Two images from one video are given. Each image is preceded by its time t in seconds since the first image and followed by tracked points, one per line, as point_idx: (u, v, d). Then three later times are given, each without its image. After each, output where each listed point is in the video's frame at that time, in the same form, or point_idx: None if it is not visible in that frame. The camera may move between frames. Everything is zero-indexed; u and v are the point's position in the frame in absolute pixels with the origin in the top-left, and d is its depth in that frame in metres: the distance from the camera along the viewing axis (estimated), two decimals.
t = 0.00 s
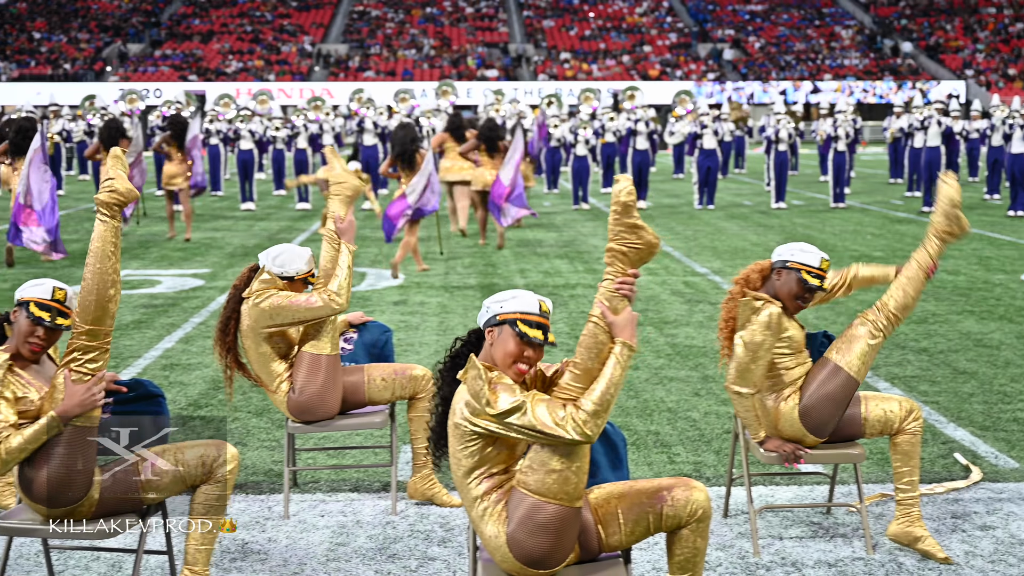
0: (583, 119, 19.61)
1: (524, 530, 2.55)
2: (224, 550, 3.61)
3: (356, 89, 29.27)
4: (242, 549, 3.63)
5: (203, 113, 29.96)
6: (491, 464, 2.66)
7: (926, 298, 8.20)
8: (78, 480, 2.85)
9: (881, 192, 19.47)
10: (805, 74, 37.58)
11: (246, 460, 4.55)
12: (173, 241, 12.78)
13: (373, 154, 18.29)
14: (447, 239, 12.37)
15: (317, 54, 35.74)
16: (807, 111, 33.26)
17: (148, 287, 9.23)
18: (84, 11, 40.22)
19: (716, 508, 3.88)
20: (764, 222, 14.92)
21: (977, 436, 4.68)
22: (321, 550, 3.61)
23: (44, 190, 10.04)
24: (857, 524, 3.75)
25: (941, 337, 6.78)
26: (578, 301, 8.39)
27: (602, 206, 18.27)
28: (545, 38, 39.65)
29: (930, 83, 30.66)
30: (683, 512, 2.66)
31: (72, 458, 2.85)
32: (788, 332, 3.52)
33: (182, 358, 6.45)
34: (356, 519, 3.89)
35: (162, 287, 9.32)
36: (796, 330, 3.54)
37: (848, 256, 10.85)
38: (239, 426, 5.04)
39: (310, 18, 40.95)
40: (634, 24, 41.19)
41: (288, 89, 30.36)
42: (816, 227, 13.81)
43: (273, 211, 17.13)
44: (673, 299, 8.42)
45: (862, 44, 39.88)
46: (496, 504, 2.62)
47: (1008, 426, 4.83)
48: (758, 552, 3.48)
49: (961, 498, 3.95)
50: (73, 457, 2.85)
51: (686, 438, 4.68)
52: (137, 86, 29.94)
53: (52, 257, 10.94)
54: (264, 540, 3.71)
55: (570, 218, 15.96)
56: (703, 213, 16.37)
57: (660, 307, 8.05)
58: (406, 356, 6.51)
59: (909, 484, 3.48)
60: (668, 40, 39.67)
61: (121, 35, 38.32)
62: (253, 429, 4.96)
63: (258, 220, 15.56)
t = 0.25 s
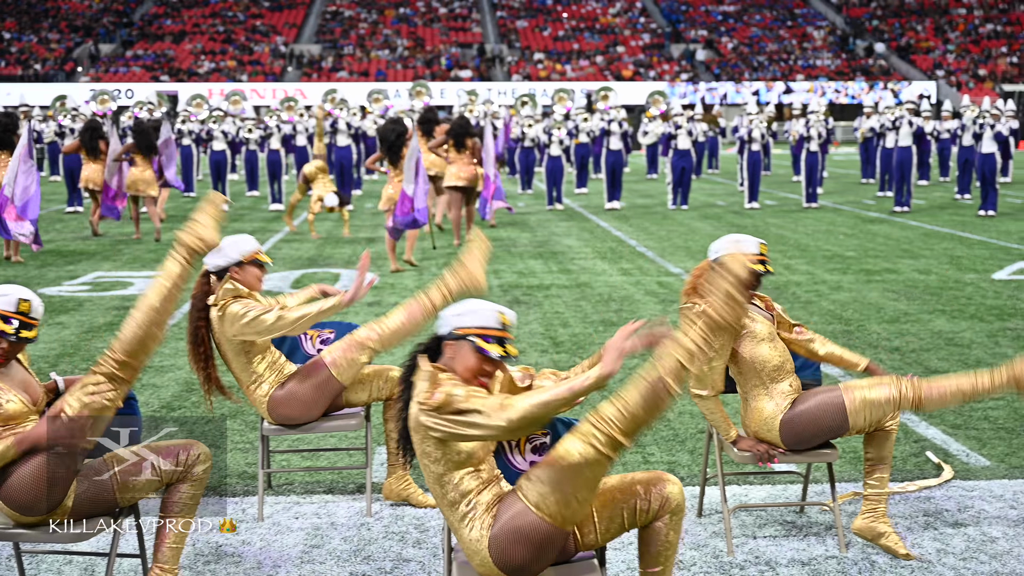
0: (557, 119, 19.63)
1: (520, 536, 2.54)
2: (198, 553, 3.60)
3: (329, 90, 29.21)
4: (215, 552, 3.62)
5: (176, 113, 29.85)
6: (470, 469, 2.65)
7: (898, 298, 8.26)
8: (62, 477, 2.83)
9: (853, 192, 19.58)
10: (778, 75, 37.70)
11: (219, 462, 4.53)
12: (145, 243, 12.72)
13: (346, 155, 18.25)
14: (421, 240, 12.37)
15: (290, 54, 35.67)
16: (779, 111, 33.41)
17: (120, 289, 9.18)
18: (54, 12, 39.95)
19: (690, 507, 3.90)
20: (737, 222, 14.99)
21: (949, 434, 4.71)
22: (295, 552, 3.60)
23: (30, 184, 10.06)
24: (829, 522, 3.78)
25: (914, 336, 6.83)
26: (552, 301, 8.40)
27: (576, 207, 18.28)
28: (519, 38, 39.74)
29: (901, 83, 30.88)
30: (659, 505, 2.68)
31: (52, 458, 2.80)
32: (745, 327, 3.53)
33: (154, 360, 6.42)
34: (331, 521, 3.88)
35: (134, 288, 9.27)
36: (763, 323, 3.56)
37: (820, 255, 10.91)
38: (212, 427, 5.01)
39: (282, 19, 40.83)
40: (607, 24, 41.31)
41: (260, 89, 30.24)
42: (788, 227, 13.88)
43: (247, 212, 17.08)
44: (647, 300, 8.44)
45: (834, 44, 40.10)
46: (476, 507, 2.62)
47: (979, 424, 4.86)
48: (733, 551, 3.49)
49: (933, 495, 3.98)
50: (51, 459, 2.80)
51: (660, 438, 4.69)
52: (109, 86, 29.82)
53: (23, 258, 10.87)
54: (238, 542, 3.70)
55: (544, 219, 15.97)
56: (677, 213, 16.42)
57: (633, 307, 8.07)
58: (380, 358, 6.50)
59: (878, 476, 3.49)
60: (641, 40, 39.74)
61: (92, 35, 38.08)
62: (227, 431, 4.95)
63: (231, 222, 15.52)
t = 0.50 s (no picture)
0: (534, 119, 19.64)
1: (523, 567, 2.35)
2: (177, 555, 3.59)
3: (305, 90, 29.15)
4: (193, 554, 3.61)
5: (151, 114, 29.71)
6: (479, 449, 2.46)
7: (875, 297, 8.30)
8: (62, 492, 2.68)
9: (829, 192, 19.66)
10: (754, 75, 37.83)
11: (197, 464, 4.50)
12: (121, 244, 12.64)
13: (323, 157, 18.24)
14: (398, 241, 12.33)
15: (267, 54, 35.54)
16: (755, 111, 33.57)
17: (96, 291, 9.13)
18: (28, 12, 39.76)
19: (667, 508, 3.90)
20: (714, 222, 15.04)
21: (926, 433, 4.74)
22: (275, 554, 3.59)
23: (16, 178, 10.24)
24: (806, 522, 3.80)
25: (890, 336, 6.86)
26: (530, 302, 8.40)
27: (554, 207, 18.28)
28: (496, 38, 39.78)
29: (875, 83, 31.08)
30: (648, 510, 2.68)
31: (48, 475, 2.69)
32: (745, 325, 3.45)
33: (131, 362, 6.40)
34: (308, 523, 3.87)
35: (110, 290, 9.22)
36: (766, 320, 3.49)
37: (797, 255, 10.96)
38: (189, 428, 4.98)
39: (258, 18, 40.79)
40: (584, 24, 41.42)
41: (236, 90, 30.17)
42: (765, 227, 13.92)
43: (223, 213, 17.02)
44: (625, 300, 8.45)
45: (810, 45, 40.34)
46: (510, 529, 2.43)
47: (956, 423, 4.90)
48: (711, 551, 3.50)
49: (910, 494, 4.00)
50: (39, 470, 2.69)
51: (638, 439, 4.69)
52: (84, 86, 29.70)
53: None
54: (216, 544, 3.69)
55: (521, 219, 15.97)
56: (655, 213, 16.44)
57: (611, 307, 8.09)
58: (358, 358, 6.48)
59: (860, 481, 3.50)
60: (618, 40, 39.84)
61: (66, 35, 37.90)
62: (204, 432, 4.92)
63: (208, 222, 15.44)
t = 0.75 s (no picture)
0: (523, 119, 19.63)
1: None
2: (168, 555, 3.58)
3: (295, 89, 29.11)
4: (184, 554, 3.60)
5: (140, 113, 29.62)
6: (488, 454, 2.53)
7: (865, 296, 8.31)
8: (56, 510, 2.71)
9: (819, 191, 19.69)
10: (743, 74, 37.82)
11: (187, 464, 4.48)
12: (110, 244, 12.61)
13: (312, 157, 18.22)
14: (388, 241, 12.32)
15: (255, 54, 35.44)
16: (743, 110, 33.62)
17: (85, 291, 9.11)
18: (16, 11, 39.64)
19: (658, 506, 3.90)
20: (704, 221, 15.06)
21: (915, 431, 4.75)
22: (267, 554, 3.58)
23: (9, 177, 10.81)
24: (798, 520, 3.80)
25: (880, 334, 6.87)
26: (521, 301, 8.40)
27: (543, 207, 18.27)
28: (485, 38, 39.73)
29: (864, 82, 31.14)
30: (662, 505, 2.69)
31: (47, 488, 2.72)
32: (773, 326, 3.39)
33: (120, 362, 6.38)
34: (300, 522, 3.86)
35: (99, 290, 9.20)
36: (785, 320, 3.42)
37: (787, 254, 10.97)
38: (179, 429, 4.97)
39: (247, 18, 40.72)
40: (573, 24, 41.47)
41: (225, 89, 30.13)
42: (755, 226, 13.93)
43: (213, 212, 16.99)
44: (615, 299, 8.46)
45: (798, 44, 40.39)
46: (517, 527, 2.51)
47: (945, 421, 4.91)
48: (703, 550, 3.50)
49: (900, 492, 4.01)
50: (39, 482, 2.72)
51: (629, 438, 4.69)
52: (72, 86, 29.63)
53: None
54: (207, 544, 3.68)
55: (511, 218, 15.97)
56: (644, 212, 16.45)
57: (602, 307, 8.09)
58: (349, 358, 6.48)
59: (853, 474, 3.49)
60: (607, 40, 39.84)
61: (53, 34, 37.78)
62: (194, 432, 4.91)
63: (197, 222, 15.41)
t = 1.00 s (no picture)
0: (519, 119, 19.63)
1: None
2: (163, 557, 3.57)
3: (291, 89, 29.11)
4: (180, 556, 3.59)
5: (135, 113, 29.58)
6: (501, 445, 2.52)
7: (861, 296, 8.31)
8: (54, 516, 2.68)
9: (814, 191, 19.70)
10: (739, 73, 37.80)
11: (183, 466, 4.47)
12: (105, 245, 12.60)
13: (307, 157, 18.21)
14: (384, 241, 12.32)
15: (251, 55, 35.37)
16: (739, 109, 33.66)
17: (81, 291, 9.10)
18: (11, 12, 39.61)
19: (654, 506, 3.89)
20: (699, 221, 15.06)
21: (911, 431, 4.75)
22: (263, 555, 3.58)
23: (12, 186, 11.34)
24: (794, 520, 3.80)
25: (876, 334, 6.88)
26: (517, 301, 8.40)
27: (539, 206, 18.28)
28: (480, 38, 39.72)
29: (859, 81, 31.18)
30: (657, 512, 2.56)
31: (46, 497, 2.69)
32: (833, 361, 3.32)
33: (116, 363, 6.38)
34: (296, 523, 3.85)
35: (95, 291, 9.19)
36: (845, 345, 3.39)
37: (783, 254, 10.99)
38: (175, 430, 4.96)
39: (243, 18, 40.73)
40: (568, 24, 41.52)
41: (221, 89, 30.13)
42: (750, 226, 13.93)
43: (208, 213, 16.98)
44: (611, 299, 8.46)
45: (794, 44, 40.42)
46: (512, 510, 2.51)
47: (942, 421, 4.91)
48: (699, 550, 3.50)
49: (897, 492, 4.01)
50: (37, 491, 2.70)
51: (625, 438, 4.70)
52: (68, 86, 29.62)
53: None
54: (204, 545, 3.67)
55: (507, 218, 15.97)
56: (640, 212, 16.45)
57: (598, 307, 8.09)
58: (345, 358, 6.47)
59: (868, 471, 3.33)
60: (602, 40, 39.85)
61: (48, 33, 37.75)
62: (189, 432, 4.90)
63: (192, 223, 15.40)
